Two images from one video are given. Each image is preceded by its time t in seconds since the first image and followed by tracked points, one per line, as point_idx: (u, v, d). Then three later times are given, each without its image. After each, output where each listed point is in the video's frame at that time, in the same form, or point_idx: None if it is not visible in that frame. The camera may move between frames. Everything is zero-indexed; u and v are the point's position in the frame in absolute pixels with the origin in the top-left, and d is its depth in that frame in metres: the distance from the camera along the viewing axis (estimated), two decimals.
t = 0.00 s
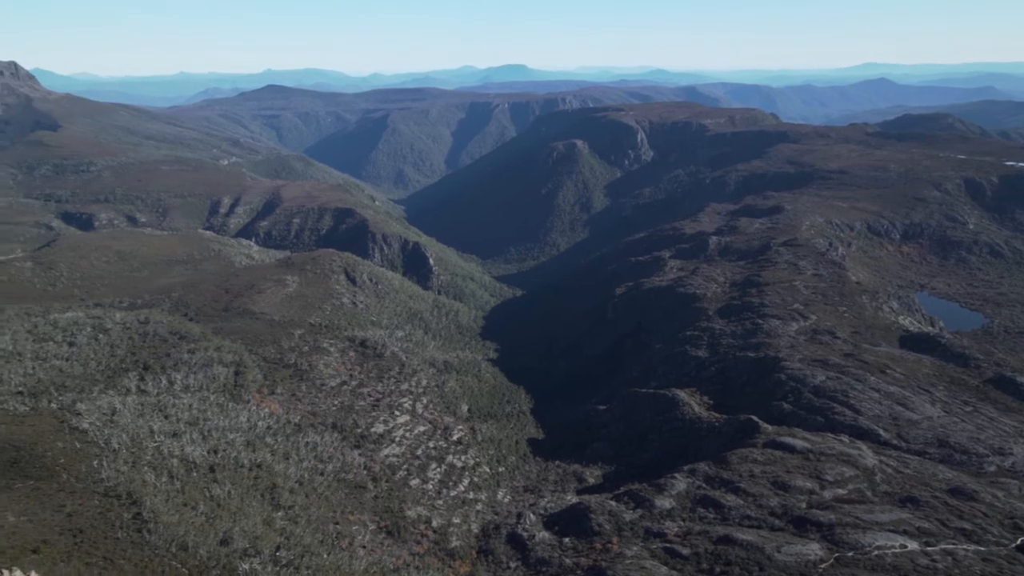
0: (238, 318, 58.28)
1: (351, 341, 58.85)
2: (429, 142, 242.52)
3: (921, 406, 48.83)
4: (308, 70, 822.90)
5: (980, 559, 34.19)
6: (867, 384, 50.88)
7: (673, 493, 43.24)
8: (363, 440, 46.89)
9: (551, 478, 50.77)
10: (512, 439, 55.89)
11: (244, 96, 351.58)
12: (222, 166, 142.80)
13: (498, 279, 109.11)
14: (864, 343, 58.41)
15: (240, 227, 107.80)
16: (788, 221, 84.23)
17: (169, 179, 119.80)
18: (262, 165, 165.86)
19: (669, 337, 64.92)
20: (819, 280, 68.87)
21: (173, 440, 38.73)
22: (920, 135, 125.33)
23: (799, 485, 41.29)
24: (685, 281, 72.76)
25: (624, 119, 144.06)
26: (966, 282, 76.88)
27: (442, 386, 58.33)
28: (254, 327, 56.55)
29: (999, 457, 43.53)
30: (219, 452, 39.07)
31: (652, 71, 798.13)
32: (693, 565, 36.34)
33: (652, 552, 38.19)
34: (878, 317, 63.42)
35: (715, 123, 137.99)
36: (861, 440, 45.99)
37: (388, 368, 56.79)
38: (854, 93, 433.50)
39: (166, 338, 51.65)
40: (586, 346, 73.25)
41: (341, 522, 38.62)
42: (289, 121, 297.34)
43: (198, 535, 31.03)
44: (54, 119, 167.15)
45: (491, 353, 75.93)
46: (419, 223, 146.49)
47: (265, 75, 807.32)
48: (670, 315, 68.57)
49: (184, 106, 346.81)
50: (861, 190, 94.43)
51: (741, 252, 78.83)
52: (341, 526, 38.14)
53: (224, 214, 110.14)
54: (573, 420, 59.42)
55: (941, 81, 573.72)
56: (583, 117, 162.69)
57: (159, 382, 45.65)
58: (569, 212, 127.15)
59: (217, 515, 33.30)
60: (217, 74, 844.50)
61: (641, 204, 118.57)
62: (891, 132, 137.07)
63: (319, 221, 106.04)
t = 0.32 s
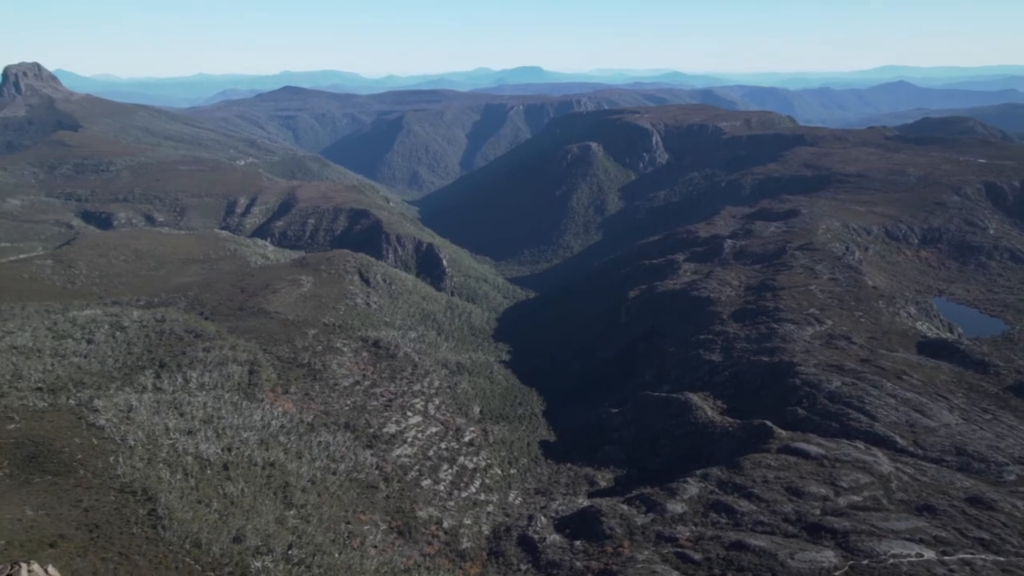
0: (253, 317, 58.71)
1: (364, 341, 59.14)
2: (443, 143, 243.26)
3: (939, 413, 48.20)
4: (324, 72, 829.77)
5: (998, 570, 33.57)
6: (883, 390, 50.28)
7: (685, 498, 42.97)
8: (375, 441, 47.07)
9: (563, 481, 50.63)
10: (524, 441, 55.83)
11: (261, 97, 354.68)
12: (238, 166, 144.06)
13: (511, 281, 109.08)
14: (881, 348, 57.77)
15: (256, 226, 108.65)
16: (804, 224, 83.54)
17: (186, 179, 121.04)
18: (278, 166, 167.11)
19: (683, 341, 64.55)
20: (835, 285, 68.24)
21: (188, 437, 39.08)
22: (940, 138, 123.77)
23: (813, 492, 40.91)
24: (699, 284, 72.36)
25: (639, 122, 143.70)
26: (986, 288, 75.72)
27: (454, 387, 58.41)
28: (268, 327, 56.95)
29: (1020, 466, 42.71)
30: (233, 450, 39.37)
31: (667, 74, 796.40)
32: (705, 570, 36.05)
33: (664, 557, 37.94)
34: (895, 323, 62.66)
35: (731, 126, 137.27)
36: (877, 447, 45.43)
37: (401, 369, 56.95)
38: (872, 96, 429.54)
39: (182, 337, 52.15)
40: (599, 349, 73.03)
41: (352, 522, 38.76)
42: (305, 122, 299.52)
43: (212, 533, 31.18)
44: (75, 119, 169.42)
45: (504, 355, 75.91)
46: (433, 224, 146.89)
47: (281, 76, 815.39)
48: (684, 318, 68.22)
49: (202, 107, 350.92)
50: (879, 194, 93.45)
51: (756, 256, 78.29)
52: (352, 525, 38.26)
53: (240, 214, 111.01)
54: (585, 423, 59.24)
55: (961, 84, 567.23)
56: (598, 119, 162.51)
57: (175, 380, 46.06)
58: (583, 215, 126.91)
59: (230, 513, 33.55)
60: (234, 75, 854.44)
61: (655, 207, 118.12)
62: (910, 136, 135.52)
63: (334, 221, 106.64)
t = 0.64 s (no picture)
0: (267, 317, 59.13)
1: (378, 342, 59.42)
2: (458, 145, 243.94)
3: (957, 421, 47.48)
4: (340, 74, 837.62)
5: None
6: (900, 397, 49.67)
7: (697, 503, 42.71)
8: (387, 441, 47.23)
9: (574, 484, 50.51)
10: (535, 444, 55.74)
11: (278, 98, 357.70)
12: (255, 167, 145.27)
13: (524, 284, 109.11)
14: (897, 355, 57.10)
15: (271, 227, 109.45)
16: (820, 229, 82.85)
17: (203, 180, 122.21)
18: (294, 167, 168.35)
19: (696, 345, 64.21)
20: (851, 290, 67.59)
21: (202, 435, 39.41)
22: (960, 143, 122.15)
23: (827, 499, 40.49)
24: (714, 289, 71.95)
25: (654, 125, 143.32)
26: (1006, 295, 74.57)
27: (467, 389, 58.44)
28: (283, 327, 57.34)
29: None
30: (246, 449, 39.67)
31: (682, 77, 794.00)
32: None
33: (675, 562, 37.71)
34: (912, 329, 61.88)
35: (747, 129, 136.52)
36: (893, 455, 44.84)
37: (413, 370, 57.08)
38: (890, 100, 425.56)
39: (198, 336, 52.63)
40: (612, 352, 72.87)
41: (364, 522, 38.88)
42: (321, 124, 301.65)
43: (225, 531, 31.37)
44: (96, 120, 171.56)
45: (517, 357, 75.90)
46: (446, 226, 147.27)
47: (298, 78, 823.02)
48: (697, 322, 67.85)
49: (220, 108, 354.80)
50: (896, 198, 92.49)
51: (771, 261, 77.72)
52: (363, 526, 38.41)
53: (256, 215, 111.86)
54: (597, 427, 59.05)
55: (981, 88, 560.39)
56: (612, 122, 162.28)
57: (190, 378, 46.45)
58: (597, 218, 126.69)
59: (243, 511, 33.82)
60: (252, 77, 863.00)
61: (670, 211, 117.73)
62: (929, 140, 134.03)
63: (349, 222, 107.18)
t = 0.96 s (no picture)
0: (281, 318, 59.50)
1: (390, 343, 59.60)
2: (472, 148, 244.45)
3: (975, 429, 46.77)
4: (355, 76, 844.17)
5: None
6: (916, 404, 49.06)
7: (710, 509, 42.41)
8: (399, 442, 47.36)
9: (586, 488, 50.35)
10: (547, 447, 55.63)
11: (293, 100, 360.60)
12: (271, 168, 146.34)
13: (537, 286, 109.06)
14: (914, 361, 56.44)
15: (286, 228, 110.19)
16: (835, 234, 82.13)
17: (219, 181, 123.29)
18: (309, 169, 169.48)
19: (709, 349, 63.82)
20: (867, 295, 66.92)
21: (216, 435, 39.71)
22: (979, 147, 120.61)
23: (842, 506, 40.06)
24: (727, 293, 71.53)
25: (669, 128, 142.89)
26: None
27: (479, 391, 58.43)
28: (296, 327, 57.66)
29: None
30: (259, 449, 39.93)
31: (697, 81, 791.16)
32: None
33: (687, 568, 37.42)
34: (930, 335, 61.10)
35: (762, 133, 135.75)
36: (909, 462, 44.26)
37: (426, 372, 57.18)
38: (907, 104, 421.48)
39: (212, 336, 53.04)
40: (625, 356, 72.65)
41: (375, 523, 38.99)
42: (336, 126, 303.55)
43: (237, 530, 31.55)
44: (115, 121, 173.51)
45: (529, 360, 75.86)
46: (460, 228, 147.49)
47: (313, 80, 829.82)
48: (711, 326, 67.50)
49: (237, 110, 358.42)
50: (914, 203, 91.48)
51: (786, 265, 77.11)
52: (375, 527, 38.53)
53: (271, 216, 112.63)
54: (610, 431, 58.85)
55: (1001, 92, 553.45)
56: (626, 125, 161.99)
57: (204, 377, 46.80)
58: (611, 221, 126.39)
59: (256, 510, 34.02)
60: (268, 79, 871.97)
61: (684, 214, 117.24)
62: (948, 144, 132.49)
63: (363, 224, 107.68)
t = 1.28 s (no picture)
0: (294, 318, 59.85)
1: (402, 345, 59.79)
2: (484, 150, 244.88)
3: (993, 436, 46.12)
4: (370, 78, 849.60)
5: None
6: (933, 410, 48.50)
7: (722, 514, 42.15)
8: (410, 444, 47.48)
9: (597, 491, 50.19)
10: (558, 449, 55.56)
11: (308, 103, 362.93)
12: (285, 170, 147.28)
13: (549, 289, 108.88)
14: (931, 367, 55.80)
15: (300, 229, 110.85)
16: (851, 238, 81.45)
17: (234, 183, 124.32)
18: (323, 170, 170.42)
19: (722, 353, 63.44)
20: (883, 300, 66.27)
21: (229, 434, 40.01)
22: (998, 150, 119.01)
23: (856, 513, 39.68)
24: (741, 297, 71.11)
25: (682, 131, 142.47)
26: None
27: (490, 393, 58.46)
28: (309, 328, 58.01)
29: None
30: (272, 449, 40.21)
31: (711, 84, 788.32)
32: None
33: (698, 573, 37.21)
34: (946, 340, 60.37)
35: (777, 136, 134.97)
36: (925, 469, 43.75)
37: (437, 374, 57.26)
38: (924, 106, 417.23)
39: (227, 336, 53.46)
40: (637, 359, 72.40)
41: (386, 524, 39.09)
42: (349, 128, 305.20)
43: (250, 529, 31.75)
44: (132, 123, 175.37)
45: (540, 362, 75.81)
46: (472, 230, 147.68)
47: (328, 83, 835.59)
48: (724, 330, 67.13)
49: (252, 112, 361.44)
50: (931, 207, 90.51)
51: (800, 269, 76.51)
52: (386, 528, 38.62)
53: (284, 217, 113.37)
54: (621, 434, 58.64)
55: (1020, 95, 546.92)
56: (639, 128, 161.64)
57: (218, 377, 47.15)
58: (623, 223, 126.12)
59: (268, 510, 34.23)
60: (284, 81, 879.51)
61: (697, 218, 116.77)
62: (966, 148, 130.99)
63: (376, 226, 108.11)
